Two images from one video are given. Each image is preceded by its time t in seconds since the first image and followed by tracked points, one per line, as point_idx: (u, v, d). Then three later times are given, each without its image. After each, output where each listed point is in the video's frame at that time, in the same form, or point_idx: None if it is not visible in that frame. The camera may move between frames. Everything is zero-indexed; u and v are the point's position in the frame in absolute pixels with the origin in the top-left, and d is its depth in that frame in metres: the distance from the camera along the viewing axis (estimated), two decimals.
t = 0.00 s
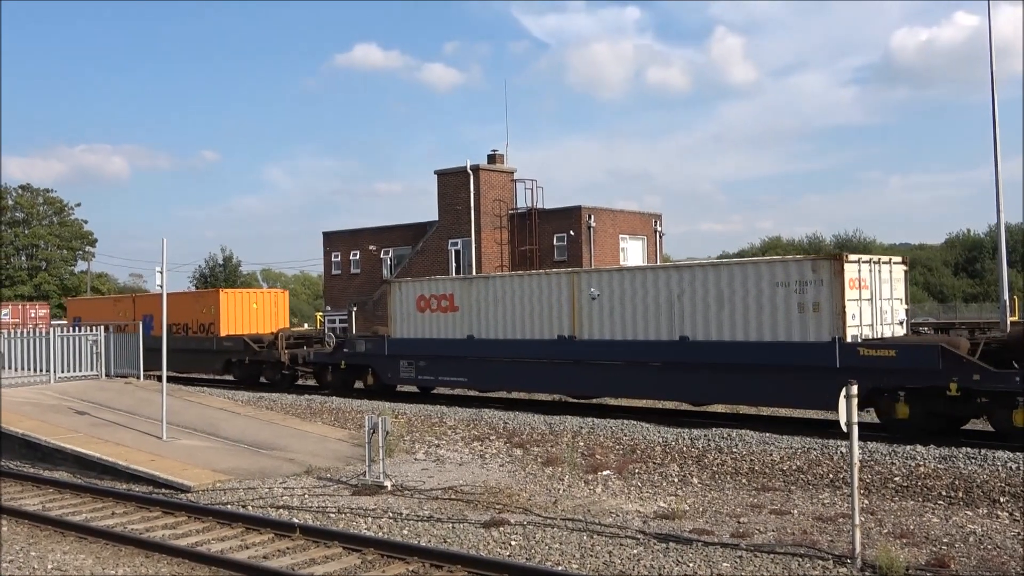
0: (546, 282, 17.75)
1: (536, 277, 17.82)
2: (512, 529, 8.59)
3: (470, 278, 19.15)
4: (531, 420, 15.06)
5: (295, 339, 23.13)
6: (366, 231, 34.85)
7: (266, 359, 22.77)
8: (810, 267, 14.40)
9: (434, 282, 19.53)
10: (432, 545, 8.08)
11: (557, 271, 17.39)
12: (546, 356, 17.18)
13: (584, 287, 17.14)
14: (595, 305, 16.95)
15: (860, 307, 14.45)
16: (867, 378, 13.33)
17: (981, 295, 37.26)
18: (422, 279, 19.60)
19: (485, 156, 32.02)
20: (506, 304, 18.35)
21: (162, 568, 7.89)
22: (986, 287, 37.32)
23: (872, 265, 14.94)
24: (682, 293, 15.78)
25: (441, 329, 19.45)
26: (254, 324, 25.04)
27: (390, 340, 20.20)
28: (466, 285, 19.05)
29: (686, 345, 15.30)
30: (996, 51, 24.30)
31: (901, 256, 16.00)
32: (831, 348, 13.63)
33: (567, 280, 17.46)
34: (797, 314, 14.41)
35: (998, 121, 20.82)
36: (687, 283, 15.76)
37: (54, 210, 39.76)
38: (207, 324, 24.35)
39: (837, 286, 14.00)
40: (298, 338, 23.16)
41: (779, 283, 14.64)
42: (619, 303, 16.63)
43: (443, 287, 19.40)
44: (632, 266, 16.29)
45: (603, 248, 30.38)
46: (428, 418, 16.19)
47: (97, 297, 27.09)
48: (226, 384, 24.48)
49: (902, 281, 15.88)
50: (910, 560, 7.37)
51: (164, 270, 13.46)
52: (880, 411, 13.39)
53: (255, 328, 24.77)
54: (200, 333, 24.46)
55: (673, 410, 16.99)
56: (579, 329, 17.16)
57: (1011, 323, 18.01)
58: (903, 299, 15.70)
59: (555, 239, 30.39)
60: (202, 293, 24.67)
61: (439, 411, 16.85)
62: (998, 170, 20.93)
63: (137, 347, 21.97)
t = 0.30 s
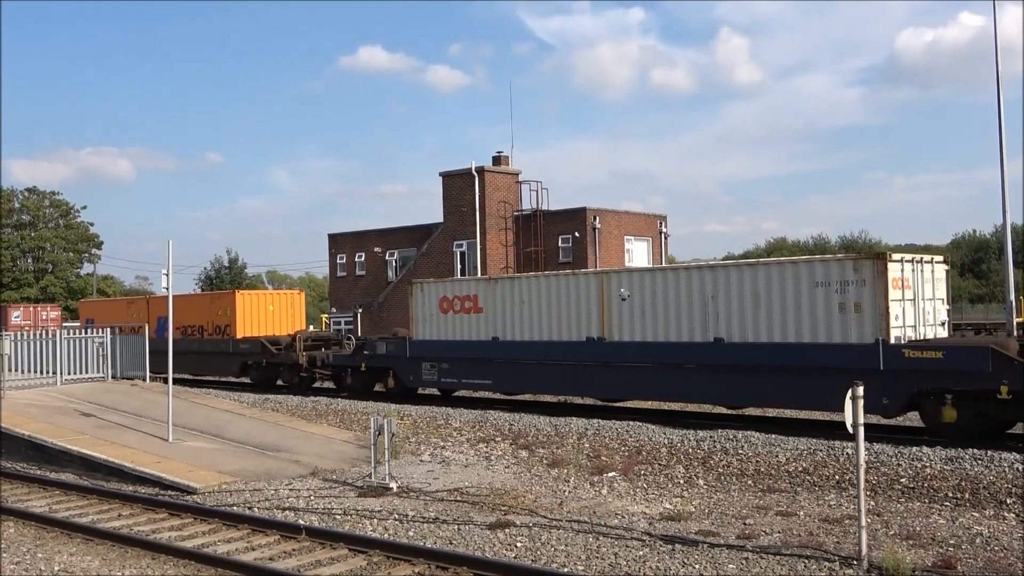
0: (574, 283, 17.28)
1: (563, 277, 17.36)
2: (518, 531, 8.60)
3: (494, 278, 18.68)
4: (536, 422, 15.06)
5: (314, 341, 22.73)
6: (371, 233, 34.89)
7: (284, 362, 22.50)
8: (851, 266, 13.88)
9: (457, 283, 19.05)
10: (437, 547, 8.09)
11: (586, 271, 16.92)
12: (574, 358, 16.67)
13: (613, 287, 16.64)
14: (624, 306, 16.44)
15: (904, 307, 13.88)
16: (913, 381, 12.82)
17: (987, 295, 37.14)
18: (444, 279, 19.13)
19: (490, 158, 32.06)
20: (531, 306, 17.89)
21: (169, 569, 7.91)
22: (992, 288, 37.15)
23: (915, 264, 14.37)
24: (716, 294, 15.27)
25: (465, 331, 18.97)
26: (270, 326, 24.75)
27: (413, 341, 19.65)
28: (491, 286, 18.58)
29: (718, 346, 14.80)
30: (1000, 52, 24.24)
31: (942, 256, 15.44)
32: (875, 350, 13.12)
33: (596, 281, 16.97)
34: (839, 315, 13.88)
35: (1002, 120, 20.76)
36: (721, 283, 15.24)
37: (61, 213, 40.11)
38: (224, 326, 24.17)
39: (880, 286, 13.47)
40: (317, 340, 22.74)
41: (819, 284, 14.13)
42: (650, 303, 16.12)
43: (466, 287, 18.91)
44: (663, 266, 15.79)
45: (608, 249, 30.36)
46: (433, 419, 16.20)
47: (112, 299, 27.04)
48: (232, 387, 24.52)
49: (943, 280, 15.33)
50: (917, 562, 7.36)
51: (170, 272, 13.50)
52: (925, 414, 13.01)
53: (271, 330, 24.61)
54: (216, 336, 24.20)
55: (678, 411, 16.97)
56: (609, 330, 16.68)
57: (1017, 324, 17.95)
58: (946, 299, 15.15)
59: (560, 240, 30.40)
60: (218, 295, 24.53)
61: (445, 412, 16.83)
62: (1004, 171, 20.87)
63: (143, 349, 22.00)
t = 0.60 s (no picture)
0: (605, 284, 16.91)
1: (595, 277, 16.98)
2: (521, 532, 8.60)
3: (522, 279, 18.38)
4: (539, 423, 15.06)
5: (332, 343, 22.38)
6: (375, 234, 34.91)
7: (301, 363, 22.06)
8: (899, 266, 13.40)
9: (483, 283, 18.78)
10: (441, 548, 8.10)
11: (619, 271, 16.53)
12: (606, 361, 16.31)
13: (647, 288, 16.25)
14: (658, 307, 16.04)
15: (952, 308, 13.42)
16: (964, 385, 12.28)
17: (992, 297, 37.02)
18: (470, 280, 18.88)
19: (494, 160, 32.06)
20: (561, 307, 17.54)
21: (172, 570, 7.93)
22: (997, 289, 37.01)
23: (964, 264, 13.90)
24: (755, 294, 14.85)
25: (491, 332, 18.69)
26: (287, 326, 24.80)
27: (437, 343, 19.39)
28: (519, 286, 18.28)
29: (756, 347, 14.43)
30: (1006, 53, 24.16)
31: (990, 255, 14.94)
32: (924, 352, 12.62)
33: (629, 281, 16.58)
34: (885, 317, 13.41)
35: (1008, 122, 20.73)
36: (761, 283, 14.83)
37: (65, 214, 40.33)
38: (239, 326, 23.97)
39: (929, 286, 13.02)
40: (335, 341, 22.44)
41: (864, 284, 13.69)
42: (686, 304, 15.71)
43: (492, 288, 18.67)
44: (699, 266, 15.40)
45: (612, 251, 30.35)
46: (437, 421, 16.20)
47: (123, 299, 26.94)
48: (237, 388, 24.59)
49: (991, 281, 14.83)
50: (921, 564, 7.35)
51: (173, 273, 13.52)
52: (977, 421, 12.30)
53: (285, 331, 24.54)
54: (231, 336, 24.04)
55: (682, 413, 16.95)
56: (642, 332, 16.27)
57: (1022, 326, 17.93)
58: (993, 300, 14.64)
59: (564, 242, 30.40)
60: (233, 295, 24.31)
61: (449, 414, 16.81)
62: (1009, 172, 20.83)
63: (147, 350, 22.03)
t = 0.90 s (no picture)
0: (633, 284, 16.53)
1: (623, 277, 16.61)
2: (525, 533, 8.60)
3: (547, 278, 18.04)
4: (543, 424, 15.07)
5: (349, 343, 22.06)
6: (378, 235, 34.93)
7: (318, 364, 21.86)
8: (943, 265, 12.92)
9: (507, 284, 18.47)
10: (444, 549, 8.11)
11: (649, 271, 16.17)
12: (635, 362, 15.96)
13: (677, 288, 15.88)
14: (689, 308, 15.69)
15: (998, 309, 12.97)
16: (1011, 388, 11.87)
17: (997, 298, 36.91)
18: (493, 280, 18.58)
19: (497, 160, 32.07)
20: (589, 308, 17.18)
21: (177, 570, 7.94)
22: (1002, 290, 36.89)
23: (1009, 263, 13.42)
24: (792, 294, 14.41)
25: (514, 332, 18.36)
26: (302, 326, 24.39)
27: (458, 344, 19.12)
28: (544, 286, 17.94)
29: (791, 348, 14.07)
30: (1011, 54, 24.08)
31: None
32: (969, 353, 12.14)
33: (659, 281, 16.21)
34: (929, 317, 12.94)
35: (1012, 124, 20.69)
36: (798, 283, 14.41)
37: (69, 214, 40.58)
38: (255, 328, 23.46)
39: (975, 286, 12.55)
40: (352, 342, 22.10)
41: (907, 284, 13.23)
42: (719, 304, 15.32)
43: (516, 288, 18.34)
44: (732, 265, 15.01)
45: (616, 251, 30.34)
46: (440, 421, 16.21)
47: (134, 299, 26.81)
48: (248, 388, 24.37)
49: None
50: (925, 566, 7.33)
51: (178, 274, 13.54)
52: None
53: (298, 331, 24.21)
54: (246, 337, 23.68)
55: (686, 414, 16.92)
56: (672, 333, 15.88)
57: None
58: None
59: (567, 243, 30.40)
60: (248, 295, 23.85)
61: (452, 415, 16.79)
62: (1013, 174, 20.81)
63: (151, 350, 22.06)
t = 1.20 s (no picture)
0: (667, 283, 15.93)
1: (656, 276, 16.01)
2: (529, 534, 8.61)
3: (575, 278, 17.52)
4: (546, 425, 15.08)
5: (368, 345, 21.93)
6: (383, 236, 34.98)
7: (336, 365, 21.64)
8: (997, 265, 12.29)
9: (534, 283, 17.94)
10: (448, 550, 8.12)
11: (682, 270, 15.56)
12: (668, 364, 15.47)
13: (714, 288, 15.28)
14: (726, 309, 15.07)
15: None
16: None
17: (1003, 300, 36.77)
18: (519, 279, 18.05)
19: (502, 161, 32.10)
20: (619, 308, 16.61)
21: (181, 570, 7.96)
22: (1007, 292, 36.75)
23: None
24: (835, 295, 13.74)
25: (542, 334, 17.82)
26: (320, 327, 24.04)
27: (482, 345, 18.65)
28: (572, 285, 17.44)
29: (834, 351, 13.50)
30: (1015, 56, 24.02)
31: None
32: None
33: (694, 281, 15.58)
34: (981, 319, 12.29)
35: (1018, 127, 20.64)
36: (842, 283, 13.75)
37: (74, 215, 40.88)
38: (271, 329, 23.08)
39: None
40: (370, 343, 21.98)
41: (957, 284, 12.59)
42: (757, 305, 14.68)
43: (543, 288, 17.84)
44: (772, 265, 14.38)
45: (620, 253, 30.33)
46: (445, 422, 16.23)
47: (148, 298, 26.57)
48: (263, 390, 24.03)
49: None
50: (930, 568, 7.32)
51: (183, 274, 13.57)
52: None
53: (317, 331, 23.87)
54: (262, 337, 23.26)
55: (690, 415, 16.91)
56: (707, 334, 15.29)
57: None
58: None
59: (572, 244, 30.38)
60: (264, 296, 23.41)
61: (456, 416, 16.81)
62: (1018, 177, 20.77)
63: (156, 351, 22.10)
